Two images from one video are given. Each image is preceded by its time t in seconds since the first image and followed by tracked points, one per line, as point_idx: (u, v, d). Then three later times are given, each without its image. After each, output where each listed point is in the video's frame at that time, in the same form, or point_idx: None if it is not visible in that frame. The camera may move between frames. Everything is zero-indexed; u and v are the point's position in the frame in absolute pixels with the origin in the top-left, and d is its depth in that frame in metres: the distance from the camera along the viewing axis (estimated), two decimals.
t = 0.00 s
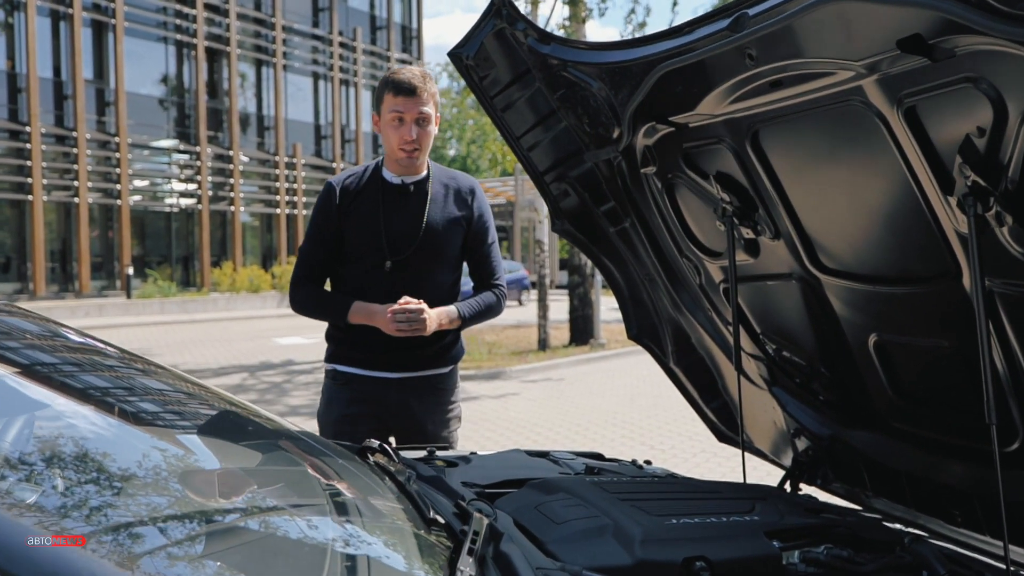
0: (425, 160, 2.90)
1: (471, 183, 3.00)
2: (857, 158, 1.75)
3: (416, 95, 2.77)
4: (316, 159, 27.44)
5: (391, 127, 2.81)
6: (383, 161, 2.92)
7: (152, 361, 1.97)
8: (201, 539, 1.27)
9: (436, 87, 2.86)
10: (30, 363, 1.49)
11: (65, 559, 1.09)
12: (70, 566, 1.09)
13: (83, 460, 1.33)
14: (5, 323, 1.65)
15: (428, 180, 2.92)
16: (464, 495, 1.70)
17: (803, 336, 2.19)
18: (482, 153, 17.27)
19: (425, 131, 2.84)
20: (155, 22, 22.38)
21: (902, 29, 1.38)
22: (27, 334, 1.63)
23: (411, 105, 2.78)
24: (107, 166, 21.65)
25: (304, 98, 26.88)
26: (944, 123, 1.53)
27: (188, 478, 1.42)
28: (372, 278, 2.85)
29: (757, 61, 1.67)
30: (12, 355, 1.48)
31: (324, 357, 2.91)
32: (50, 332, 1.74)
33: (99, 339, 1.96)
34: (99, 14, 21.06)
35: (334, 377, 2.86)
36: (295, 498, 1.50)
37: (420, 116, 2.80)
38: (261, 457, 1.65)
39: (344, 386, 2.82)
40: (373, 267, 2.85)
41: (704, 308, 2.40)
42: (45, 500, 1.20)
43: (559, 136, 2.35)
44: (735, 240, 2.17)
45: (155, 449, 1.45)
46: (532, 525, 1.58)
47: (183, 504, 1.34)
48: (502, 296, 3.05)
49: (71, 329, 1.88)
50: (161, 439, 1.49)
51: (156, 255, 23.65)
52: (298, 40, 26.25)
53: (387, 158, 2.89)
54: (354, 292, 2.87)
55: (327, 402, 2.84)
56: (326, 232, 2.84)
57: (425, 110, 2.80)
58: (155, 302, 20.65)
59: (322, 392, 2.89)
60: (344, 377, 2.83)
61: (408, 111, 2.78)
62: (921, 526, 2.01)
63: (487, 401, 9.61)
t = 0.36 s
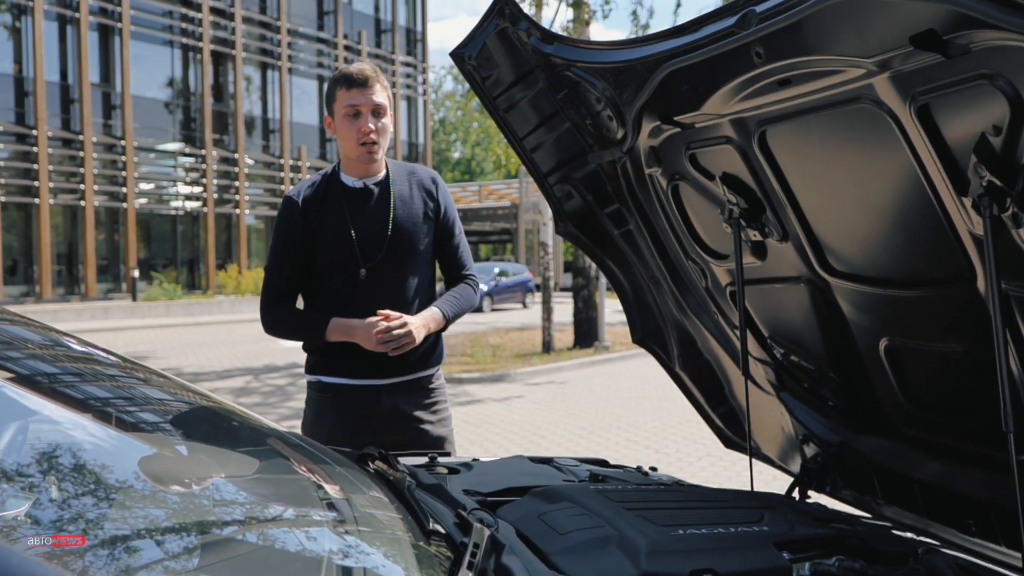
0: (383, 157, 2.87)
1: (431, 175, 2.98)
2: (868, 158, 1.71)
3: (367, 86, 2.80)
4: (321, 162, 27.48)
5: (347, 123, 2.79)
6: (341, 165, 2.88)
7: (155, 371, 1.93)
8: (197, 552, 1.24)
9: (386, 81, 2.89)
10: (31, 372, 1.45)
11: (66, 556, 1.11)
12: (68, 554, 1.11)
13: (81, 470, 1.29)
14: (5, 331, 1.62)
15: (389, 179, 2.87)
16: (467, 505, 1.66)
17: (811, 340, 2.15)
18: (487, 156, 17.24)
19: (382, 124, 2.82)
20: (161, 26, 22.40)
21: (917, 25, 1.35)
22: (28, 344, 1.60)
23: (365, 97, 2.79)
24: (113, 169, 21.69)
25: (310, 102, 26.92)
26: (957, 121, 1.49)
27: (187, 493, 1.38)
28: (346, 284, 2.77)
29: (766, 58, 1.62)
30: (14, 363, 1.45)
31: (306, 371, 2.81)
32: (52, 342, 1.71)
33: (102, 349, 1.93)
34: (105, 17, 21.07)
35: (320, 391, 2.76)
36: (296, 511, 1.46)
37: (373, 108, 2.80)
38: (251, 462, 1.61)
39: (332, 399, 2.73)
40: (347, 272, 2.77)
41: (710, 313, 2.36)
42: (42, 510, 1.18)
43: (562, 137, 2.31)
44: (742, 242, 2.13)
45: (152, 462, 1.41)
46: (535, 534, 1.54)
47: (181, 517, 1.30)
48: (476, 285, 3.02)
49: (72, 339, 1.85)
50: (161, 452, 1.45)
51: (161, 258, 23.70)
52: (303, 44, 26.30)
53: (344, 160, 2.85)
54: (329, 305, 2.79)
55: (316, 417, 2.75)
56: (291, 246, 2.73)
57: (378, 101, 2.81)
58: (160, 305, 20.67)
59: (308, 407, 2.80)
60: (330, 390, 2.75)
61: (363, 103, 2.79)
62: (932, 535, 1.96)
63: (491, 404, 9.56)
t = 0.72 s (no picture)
0: (374, 157, 2.81)
1: (422, 174, 2.92)
2: (884, 158, 1.66)
3: (355, 85, 2.73)
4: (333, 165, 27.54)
5: (335, 123, 2.73)
6: (332, 165, 2.83)
7: (166, 384, 1.92)
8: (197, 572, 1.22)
9: (376, 80, 2.82)
10: (38, 388, 1.44)
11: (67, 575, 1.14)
12: (67, 574, 1.15)
13: (83, 487, 1.28)
14: (13, 345, 1.60)
15: (380, 177, 2.82)
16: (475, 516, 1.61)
17: (825, 345, 2.10)
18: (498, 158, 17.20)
19: (371, 123, 2.76)
20: (174, 30, 22.48)
21: (935, 21, 1.30)
22: (34, 358, 1.57)
23: (353, 97, 2.72)
24: (126, 173, 21.76)
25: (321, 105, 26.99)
26: (976, 119, 1.44)
27: (192, 508, 1.35)
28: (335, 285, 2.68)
29: (779, 57, 1.58)
30: (20, 379, 1.43)
31: (302, 380, 2.75)
32: (61, 356, 1.68)
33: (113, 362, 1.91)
34: (118, 22, 21.15)
35: (316, 400, 2.72)
36: (302, 530, 1.41)
37: (361, 106, 2.73)
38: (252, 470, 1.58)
39: (329, 409, 2.69)
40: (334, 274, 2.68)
41: (722, 317, 2.31)
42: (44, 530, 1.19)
43: (570, 139, 2.27)
44: (755, 246, 2.08)
45: (152, 476, 1.38)
46: (541, 548, 1.50)
47: (185, 535, 1.28)
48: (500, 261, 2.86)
49: (82, 352, 1.83)
50: (165, 466, 1.42)
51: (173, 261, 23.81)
52: (314, 47, 26.37)
53: (335, 161, 2.80)
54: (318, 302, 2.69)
55: (313, 427, 2.71)
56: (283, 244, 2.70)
57: (367, 100, 2.74)
58: (172, 309, 20.74)
59: (306, 417, 2.76)
60: (326, 399, 2.70)
61: (351, 102, 2.72)
62: (950, 545, 1.90)
63: (501, 407, 9.52)
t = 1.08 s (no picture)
0: (377, 157, 2.80)
1: (425, 175, 2.91)
2: (900, 155, 1.61)
3: (356, 88, 2.67)
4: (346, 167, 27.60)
5: (336, 124, 2.70)
6: (335, 164, 2.81)
7: (178, 394, 1.91)
8: None
9: (379, 79, 2.76)
10: (46, 401, 1.41)
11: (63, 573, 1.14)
12: None
13: (86, 501, 1.26)
14: (22, 356, 1.58)
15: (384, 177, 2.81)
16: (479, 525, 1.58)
17: (840, 349, 2.05)
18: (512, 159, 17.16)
19: (372, 126, 2.72)
20: (188, 32, 22.59)
21: (955, 11, 1.25)
22: (44, 370, 1.55)
23: (354, 99, 2.67)
24: (141, 175, 21.86)
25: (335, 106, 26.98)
26: (997, 116, 1.39)
27: (196, 522, 1.32)
28: (335, 284, 2.66)
29: (792, 51, 1.53)
30: (28, 392, 1.40)
31: (304, 385, 2.71)
32: (71, 368, 1.66)
33: (122, 370, 1.90)
34: (133, 24, 21.28)
35: (316, 406, 2.68)
36: (307, 544, 1.38)
37: (363, 109, 2.68)
38: (252, 478, 1.56)
39: (328, 415, 2.65)
40: (334, 273, 2.66)
41: (734, 320, 2.26)
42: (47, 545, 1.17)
43: (579, 140, 2.23)
44: (768, 247, 2.03)
45: (153, 486, 1.35)
46: (545, 558, 1.46)
47: (187, 548, 1.25)
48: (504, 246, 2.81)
49: (93, 364, 1.81)
50: (167, 477, 1.39)
51: (189, 263, 23.96)
52: (328, 48, 26.45)
53: (338, 160, 2.78)
54: (319, 299, 2.67)
55: (314, 433, 2.67)
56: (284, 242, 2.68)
57: (369, 102, 2.69)
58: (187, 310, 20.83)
59: (307, 424, 2.72)
60: (327, 405, 2.66)
61: (352, 105, 2.67)
62: (970, 556, 1.84)
63: (514, 409, 9.48)
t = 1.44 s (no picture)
0: (381, 153, 2.74)
1: (431, 171, 2.85)
2: (913, 151, 1.55)
3: (361, 82, 2.61)
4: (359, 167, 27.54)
5: (339, 120, 2.64)
6: (338, 160, 2.77)
7: (184, 402, 1.88)
8: None
9: (384, 73, 2.69)
10: (49, 410, 1.37)
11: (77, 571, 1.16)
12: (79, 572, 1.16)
13: (86, 514, 1.24)
14: (26, 364, 1.55)
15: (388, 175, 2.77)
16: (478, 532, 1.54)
17: (852, 352, 2.00)
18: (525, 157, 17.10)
19: (377, 121, 2.65)
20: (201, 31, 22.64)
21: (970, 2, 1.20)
22: (49, 377, 1.53)
23: (358, 92, 2.61)
24: (154, 173, 21.94)
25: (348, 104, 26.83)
26: (1016, 110, 1.33)
27: (196, 534, 1.32)
28: (336, 286, 2.63)
29: (802, 44, 1.48)
30: (31, 401, 1.37)
31: (304, 386, 2.69)
32: (77, 376, 1.64)
33: (124, 376, 1.88)
34: (146, 23, 21.37)
35: (317, 407, 2.65)
36: (305, 553, 1.36)
37: (367, 104, 2.62)
38: (244, 482, 1.54)
39: (330, 416, 2.62)
40: (336, 275, 2.63)
41: (744, 321, 2.21)
42: (45, 558, 1.16)
43: (585, 136, 2.18)
44: (778, 246, 1.98)
45: (152, 495, 1.35)
46: (545, 567, 1.42)
47: (186, 561, 1.25)
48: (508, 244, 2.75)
49: (99, 372, 1.79)
50: (167, 488, 1.38)
51: (202, 261, 24.03)
52: (341, 47, 26.47)
53: (340, 155, 2.74)
54: (319, 299, 2.64)
55: (314, 435, 2.64)
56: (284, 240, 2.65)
57: (374, 97, 2.62)
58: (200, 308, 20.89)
59: (308, 424, 2.69)
60: (328, 407, 2.63)
61: (356, 99, 2.61)
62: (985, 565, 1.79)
63: (526, 408, 9.43)
